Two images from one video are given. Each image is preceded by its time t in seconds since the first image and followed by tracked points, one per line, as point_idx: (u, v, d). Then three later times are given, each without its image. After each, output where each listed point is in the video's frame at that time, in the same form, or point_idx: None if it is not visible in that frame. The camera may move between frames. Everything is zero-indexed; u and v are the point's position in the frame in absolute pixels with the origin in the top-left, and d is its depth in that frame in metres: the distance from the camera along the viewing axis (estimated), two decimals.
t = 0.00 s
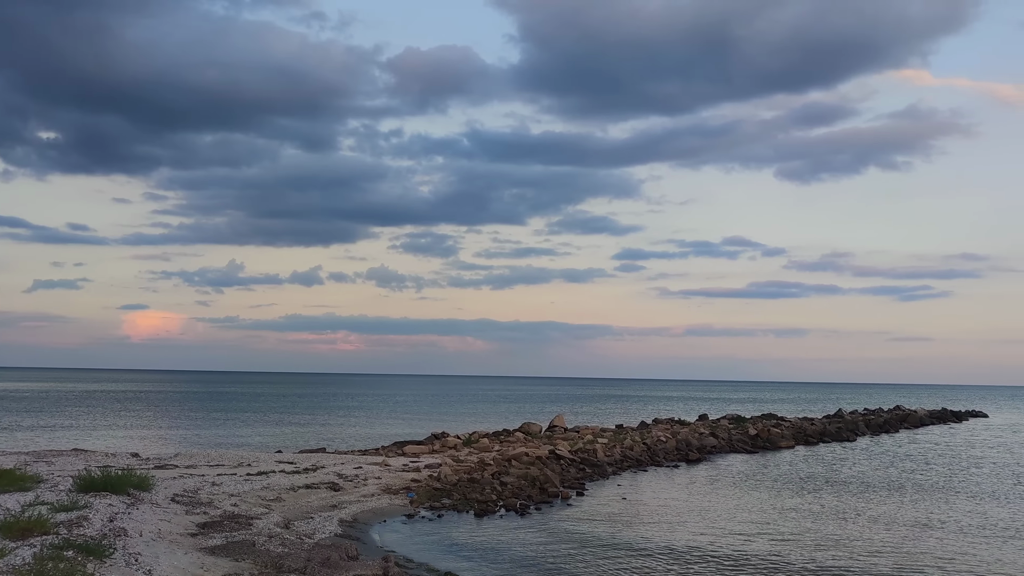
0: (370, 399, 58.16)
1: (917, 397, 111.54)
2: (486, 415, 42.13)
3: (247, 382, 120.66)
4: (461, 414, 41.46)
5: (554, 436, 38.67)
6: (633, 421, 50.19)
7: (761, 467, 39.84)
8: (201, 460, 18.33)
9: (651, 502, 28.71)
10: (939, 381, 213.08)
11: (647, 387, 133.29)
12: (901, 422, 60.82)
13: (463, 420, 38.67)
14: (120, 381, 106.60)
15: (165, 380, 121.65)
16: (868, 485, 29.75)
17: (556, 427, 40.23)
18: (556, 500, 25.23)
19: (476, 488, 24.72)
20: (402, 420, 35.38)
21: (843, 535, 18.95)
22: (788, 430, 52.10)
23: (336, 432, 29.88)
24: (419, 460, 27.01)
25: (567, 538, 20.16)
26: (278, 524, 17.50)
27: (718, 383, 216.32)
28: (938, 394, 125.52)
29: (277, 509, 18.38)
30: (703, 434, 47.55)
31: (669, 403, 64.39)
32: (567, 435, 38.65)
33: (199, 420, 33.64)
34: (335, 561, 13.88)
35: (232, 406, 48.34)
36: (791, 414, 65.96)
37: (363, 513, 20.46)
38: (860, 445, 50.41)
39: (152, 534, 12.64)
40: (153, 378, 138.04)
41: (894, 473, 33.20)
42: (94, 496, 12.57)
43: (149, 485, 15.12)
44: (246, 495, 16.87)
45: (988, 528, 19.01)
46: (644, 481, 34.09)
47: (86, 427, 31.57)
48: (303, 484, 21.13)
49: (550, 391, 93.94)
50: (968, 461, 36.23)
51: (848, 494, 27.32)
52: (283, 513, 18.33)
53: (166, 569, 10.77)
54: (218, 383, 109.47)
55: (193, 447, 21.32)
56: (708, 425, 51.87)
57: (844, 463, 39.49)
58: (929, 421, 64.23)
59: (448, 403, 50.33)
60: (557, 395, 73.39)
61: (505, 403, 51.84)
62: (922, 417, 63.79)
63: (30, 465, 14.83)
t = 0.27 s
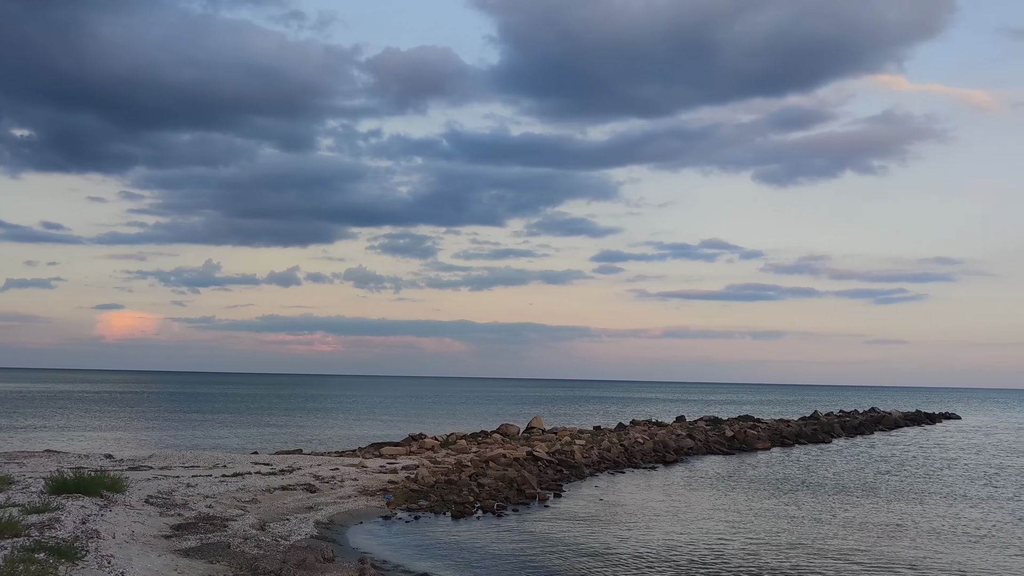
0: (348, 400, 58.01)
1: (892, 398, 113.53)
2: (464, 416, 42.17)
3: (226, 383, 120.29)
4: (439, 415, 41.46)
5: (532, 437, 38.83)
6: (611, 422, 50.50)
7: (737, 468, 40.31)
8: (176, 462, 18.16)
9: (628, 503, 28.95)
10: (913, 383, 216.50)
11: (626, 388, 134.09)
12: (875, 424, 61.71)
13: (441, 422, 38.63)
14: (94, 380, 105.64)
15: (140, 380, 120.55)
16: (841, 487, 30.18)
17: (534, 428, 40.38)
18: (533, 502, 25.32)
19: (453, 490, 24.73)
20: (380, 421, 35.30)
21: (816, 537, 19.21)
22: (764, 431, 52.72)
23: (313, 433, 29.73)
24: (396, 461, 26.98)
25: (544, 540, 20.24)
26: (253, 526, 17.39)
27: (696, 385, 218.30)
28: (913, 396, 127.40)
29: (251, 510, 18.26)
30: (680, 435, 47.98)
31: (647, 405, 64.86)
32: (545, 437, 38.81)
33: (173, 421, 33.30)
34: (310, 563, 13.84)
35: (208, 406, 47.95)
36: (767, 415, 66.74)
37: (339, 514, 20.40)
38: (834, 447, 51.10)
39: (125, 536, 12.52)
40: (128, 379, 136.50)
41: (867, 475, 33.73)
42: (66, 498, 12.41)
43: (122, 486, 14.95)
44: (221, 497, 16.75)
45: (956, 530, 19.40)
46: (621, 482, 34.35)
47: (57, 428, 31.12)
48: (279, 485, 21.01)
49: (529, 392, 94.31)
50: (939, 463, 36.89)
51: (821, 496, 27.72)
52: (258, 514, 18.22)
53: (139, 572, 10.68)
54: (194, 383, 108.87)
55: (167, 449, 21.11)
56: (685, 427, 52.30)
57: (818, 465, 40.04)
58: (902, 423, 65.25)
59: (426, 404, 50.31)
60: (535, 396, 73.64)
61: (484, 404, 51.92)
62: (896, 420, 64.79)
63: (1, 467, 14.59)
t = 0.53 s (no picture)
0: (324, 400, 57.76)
1: (865, 400, 115.41)
2: (442, 417, 42.14)
3: (201, 383, 119.27)
4: (416, 416, 41.39)
5: (508, 439, 38.92)
6: (588, 423, 50.75)
7: (712, 469, 40.75)
8: (149, 463, 17.97)
9: (603, 503, 29.20)
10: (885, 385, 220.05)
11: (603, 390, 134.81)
12: (849, 426, 62.69)
13: (418, 422, 38.60)
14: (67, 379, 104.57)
15: (113, 380, 119.23)
16: (813, 488, 30.66)
17: (511, 429, 40.46)
18: (509, 503, 25.42)
19: (429, 491, 24.75)
20: (356, 422, 35.15)
21: (788, 538, 19.53)
22: (739, 433, 53.32)
23: (288, 434, 29.53)
24: (372, 463, 26.92)
25: (520, 541, 20.36)
26: (227, 527, 17.28)
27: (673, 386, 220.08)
28: (886, 398, 129.47)
29: (226, 512, 18.13)
30: (655, 437, 48.37)
31: (624, 406, 65.26)
32: (521, 438, 38.91)
33: (146, 422, 32.88)
34: (285, 564, 13.81)
35: (182, 407, 47.39)
36: (742, 417, 67.44)
37: (314, 516, 20.33)
38: (807, 449, 51.85)
39: (97, 538, 12.40)
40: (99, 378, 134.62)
41: (838, 477, 34.31)
42: (37, 500, 12.26)
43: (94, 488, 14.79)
44: (195, 498, 16.62)
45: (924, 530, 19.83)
46: (597, 483, 34.56)
47: (27, 428, 30.57)
48: (253, 487, 20.87)
49: (507, 393, 94.54)
50: (908, 464, 37.61)
51: (794, 497, 28.17)
52: (233, 516, 18.10)
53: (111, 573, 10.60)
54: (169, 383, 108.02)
55: (140, 450, 20.86)
56: (661, 428, 52.77)
57: (790, 466, 40.63)
58: (875, 425, 66.34)
59: (403, 405, 50.20)
60: (513, 397, 73.77)
61: (462, 405, 51.91)
62: (869, 421, 65.87)
63: None
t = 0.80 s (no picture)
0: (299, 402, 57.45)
1: (839, 403, 117.22)
2: (418, 418, 42.12)
3: (175, 385, 118.10)
4: (392, 417, 41.33)
5: (484, 440, 38.99)
6: (565, 425, 51.01)
7: (686, 470, 41.21)
8: (121, 464, 17.78)
9: (579, 505, 29.39)
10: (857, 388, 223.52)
11: (580, 391, 135.32)
12: (822, 428, 63.61)
13: (394, 424, 38.52)
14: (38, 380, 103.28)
15: (84, 381, 117.56)
16: (787, 489, 31.07)
17: (487, 430, 40.57)
18: (485, 505, 25.46)
19: (404, 493, 24.71)
20: (332, 423, 35.02)
21: (763, 539, 19.78)
22: (714, 434, 53.95)
23: (263, 435, 29.33)
24: (347, 464, 26.83)
25: (498, 542, 20.40)
26: (200, 529, 17.15)
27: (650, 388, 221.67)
28: (858, 401, 131.51)
29: (199, 513, 17.99)
30: (631, 438, 48.77)
31: (601, 408, 65.70)
32: (497, 439, 39.02)
33: (117, 423, 32.45)
34: (258, 566, 13.77)
35: (155, 408, 46.85)
36: (717, 419, 68.23)
37: (289, 517, 20.24)
38: (780, 450, 52.54)
39: (67, 540, 12.27)
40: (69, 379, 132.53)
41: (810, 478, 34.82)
42: (5, 502, 12.10)
43: (64, 489, 14.61)
44: (168, 500, 16.47)
45: (894, 532, 20.22)
46: (573, 484, 34.79)
47: None
48: (227, 488, 20.72)
49: (484, 395, 94.63)
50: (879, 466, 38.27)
51: (768, 498, 28.57)
52: (206, 517, 17.97)
53: None
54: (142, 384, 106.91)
55: (111, 451, 20.62)
56: (637, 429, 53.23)
57: (764, 468, 41.17)
58: (848, 427, 67.38)
59: (379, 407, 50.11)
60: (490, 399, 73.87)
61: (438, 407, 51.89)
62: (843, 423, 66.90)
63: None
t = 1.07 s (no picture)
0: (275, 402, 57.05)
1: (812, 404, 119.03)
2: (394, 419, 42.07)
3: (147, 385, 116.62)
4: (369, 418, 41.24)
5: (461, 441, 39.04)
6: (541, 425, 51.25)
7: (661, 470, 41.63)
8: (92, 465, 17.57)
9: (555, 505, 29.57)
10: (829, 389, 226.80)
11: (557, 392, 135.65)
12: (796, 429, 64.50)
13: (369, 424, 38.37)
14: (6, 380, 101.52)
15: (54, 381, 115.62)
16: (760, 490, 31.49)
17: (463, 431, 40.64)
18: (461, 505, 25.52)
19: (380, 494, 24.68)
20: (308, 424, 34.86)
21: (738, 539, 20.05)
22: (689, 435, 54.55)
23: (237, 436, 29.11)
24: (322, 465, 26.73)
25: (475, 543, 20.46)
26: (172, 530, 17.01)
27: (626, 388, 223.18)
28: (831, 402, 133.46)
29: (171, 514, 17.84)
30: (607, 439, 49.15)
31: (577, 409, 66.08)
32: (473, 440, 39.11)
33: (88, 423, 32.00)
34: (231, 568, 13.71)
35: (126, 408, 46.24)
36: (692, 419, 68.96)
37: (263, 518, 20.14)
38: (754, 450, 53.20)
39: (36, 543, 12.13)
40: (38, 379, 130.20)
41: (783, 478, 35.35)
42: None
43: (34, 491, 14.42)
44: (140, 501, 16.32)
45: (865, 531, 20.61)
46: (548, 484, 35.00)
47: None
48: (201, 489, 20.55)
49: (462, 395, 94.68)
50: (850, 466, 38.93)
51: (742, 499, 28.95)
52: (179, 518, 17.82)
53: None
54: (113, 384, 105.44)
55: (82, 451, 20.35)
56: (613, 430, 53.62)
57: (737, 468, 41.69)
58: (821, 428, 68.39)
59: (356, 407, 49.93)
60: (467, 400, 73.95)
61: (415, 408, 51.83)
62: (815, 424, 67.89)
63: None
